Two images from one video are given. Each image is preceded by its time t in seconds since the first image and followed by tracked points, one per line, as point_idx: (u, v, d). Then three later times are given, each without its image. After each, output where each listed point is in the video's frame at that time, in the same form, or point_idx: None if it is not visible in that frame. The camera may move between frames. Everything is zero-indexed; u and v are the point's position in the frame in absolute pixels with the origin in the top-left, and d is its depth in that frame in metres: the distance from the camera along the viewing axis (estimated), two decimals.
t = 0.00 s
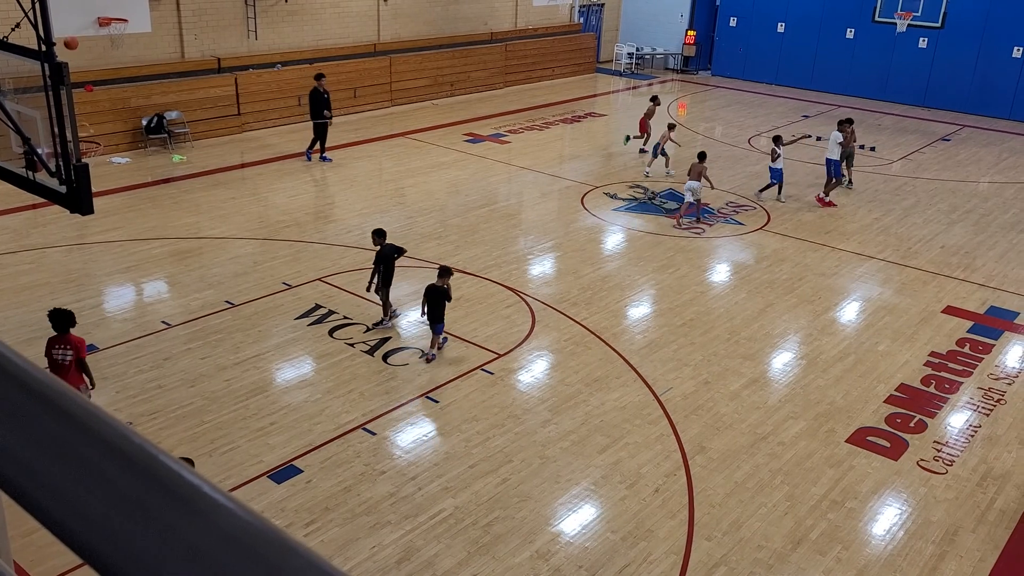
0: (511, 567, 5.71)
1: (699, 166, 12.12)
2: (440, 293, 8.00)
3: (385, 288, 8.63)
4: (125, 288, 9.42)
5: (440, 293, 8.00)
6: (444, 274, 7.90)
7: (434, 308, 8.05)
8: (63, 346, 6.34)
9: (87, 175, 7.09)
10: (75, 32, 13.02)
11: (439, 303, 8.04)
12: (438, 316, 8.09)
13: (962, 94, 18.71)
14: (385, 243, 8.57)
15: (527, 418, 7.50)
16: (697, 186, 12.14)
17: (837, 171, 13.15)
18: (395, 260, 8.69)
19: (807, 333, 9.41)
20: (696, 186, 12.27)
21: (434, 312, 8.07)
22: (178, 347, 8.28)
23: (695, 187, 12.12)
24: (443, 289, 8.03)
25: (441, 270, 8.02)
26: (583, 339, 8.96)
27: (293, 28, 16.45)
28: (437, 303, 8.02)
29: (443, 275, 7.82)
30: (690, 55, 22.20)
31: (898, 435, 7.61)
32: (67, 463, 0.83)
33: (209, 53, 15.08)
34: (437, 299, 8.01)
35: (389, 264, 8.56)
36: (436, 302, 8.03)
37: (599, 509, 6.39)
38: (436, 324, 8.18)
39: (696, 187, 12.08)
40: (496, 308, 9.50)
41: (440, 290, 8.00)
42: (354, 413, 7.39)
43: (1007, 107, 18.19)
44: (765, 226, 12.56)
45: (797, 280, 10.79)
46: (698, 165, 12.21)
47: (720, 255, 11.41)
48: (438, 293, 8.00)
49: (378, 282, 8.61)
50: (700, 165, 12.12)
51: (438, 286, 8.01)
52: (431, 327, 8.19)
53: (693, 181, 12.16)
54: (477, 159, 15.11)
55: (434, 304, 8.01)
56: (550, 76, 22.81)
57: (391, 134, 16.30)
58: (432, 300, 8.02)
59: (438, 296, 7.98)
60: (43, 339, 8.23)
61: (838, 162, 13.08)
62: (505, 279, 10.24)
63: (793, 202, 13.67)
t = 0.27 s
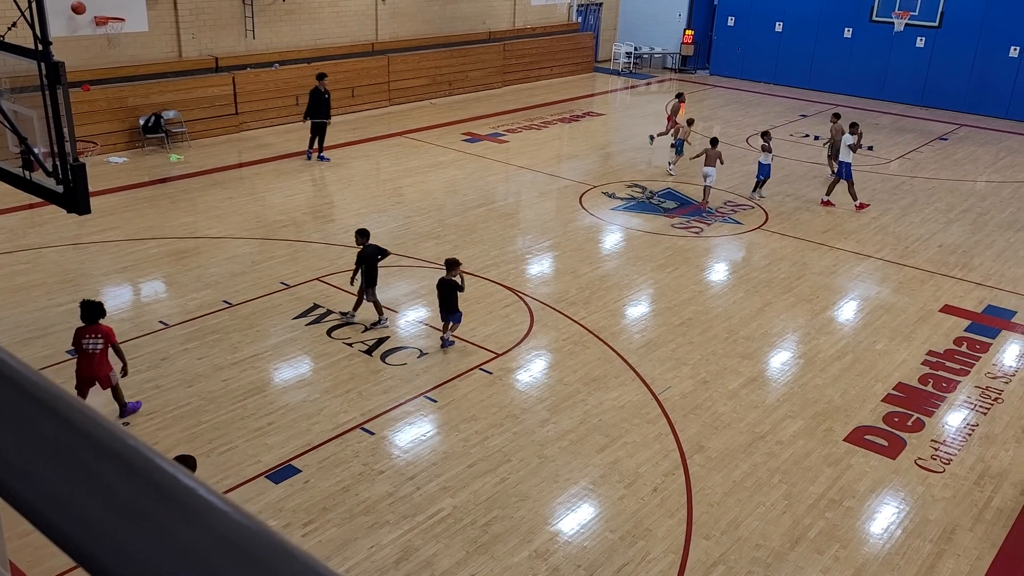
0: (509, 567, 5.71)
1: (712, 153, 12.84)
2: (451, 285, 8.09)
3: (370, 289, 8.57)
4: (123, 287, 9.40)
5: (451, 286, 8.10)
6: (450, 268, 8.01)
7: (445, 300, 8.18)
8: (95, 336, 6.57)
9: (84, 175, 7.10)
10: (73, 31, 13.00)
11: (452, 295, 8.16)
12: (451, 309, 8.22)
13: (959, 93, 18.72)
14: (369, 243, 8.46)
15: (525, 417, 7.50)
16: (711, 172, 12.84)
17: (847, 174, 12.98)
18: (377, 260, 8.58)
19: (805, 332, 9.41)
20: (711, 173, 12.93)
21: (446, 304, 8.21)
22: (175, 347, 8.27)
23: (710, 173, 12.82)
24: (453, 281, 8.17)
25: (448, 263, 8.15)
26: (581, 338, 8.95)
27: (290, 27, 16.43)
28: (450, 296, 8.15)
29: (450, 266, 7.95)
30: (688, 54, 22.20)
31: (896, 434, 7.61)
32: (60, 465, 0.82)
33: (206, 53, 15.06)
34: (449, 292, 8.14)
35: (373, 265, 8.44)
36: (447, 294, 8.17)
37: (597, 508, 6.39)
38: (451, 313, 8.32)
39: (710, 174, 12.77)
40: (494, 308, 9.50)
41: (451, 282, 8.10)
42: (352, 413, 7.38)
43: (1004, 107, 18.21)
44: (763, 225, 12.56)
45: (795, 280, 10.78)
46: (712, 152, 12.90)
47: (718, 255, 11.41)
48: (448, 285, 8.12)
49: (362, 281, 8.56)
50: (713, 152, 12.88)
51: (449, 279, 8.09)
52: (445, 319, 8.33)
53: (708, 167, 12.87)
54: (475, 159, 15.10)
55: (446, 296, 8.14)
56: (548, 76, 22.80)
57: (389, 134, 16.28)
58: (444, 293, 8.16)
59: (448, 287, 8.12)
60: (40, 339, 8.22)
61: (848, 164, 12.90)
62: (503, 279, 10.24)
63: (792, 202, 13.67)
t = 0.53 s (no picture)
0: (508, 566, 5.71)
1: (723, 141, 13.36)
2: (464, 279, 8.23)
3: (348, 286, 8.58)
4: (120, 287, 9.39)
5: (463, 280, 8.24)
6: (463, 262, 8.17)
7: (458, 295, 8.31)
8: (123, 320, 6.81)
9: (81, 175, 7.10)
10: (70, 30, 12.97)
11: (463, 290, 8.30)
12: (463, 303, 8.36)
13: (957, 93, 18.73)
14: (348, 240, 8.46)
15: (524, 416, 7.50)
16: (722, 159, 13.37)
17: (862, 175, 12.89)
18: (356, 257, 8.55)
19: (803, 331, 9.41)
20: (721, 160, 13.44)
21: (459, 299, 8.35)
22: (173, 347, 8.26)
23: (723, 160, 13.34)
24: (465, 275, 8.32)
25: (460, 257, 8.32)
26: (579, 337, 8.95)
27: (288, 26, 16.40)
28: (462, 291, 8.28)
29: (461, 258, 8.11)
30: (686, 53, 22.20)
31: (894, 432, 7.62)
32: (60, 463, 0.83)
33: (204, 52, 15.04)
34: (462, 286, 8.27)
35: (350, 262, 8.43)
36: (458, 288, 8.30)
37: (596, 507, 6.39)
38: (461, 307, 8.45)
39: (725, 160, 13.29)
40: (492, 307, 9.49)
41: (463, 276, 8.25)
42: (350, 412, 7.38)
43: (1002, 106, 18.22)
44: (761, 224, 12.56)
45: (792, 279, 10.79)
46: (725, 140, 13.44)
47: (716, 254, 11.41)
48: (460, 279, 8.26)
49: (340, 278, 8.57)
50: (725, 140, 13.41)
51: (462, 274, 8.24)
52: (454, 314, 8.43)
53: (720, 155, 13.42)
54: (473, 158, 15.09)
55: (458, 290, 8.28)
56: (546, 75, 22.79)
57: (387, 133, 16.27)
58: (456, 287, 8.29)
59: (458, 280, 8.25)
60: (38, 338, 8.21)
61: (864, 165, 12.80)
62: (501, 278, 10.23)
63: (789, 200, 13.67)
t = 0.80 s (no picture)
0: (507, 564, 5.72)
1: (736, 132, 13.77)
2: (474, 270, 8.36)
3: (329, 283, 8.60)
4: (119, 287, 9.39)
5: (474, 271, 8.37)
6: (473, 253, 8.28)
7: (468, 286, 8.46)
8: (144, 308, 7.08)
9: (79, 174, 7.10)
10: (67, 30, 12.96)
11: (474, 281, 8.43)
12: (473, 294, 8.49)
13: (955, 91, 18.74)
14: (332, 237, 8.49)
15: (522, 415, 7.50)
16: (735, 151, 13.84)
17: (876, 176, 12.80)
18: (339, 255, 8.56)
19: (801, 330, 9.42)
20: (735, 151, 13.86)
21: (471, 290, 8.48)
22: (172, 347, 8.26)
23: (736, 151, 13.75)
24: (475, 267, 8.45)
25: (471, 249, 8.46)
26: (578, 336, 8.95)
27: (285, 26, 16.40)
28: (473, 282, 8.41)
29: (472, 250, 8.24)
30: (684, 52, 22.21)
31: (892, 431, 7.63)
32: (58, 461, 0.83)
33: (201, 51, 15.04)
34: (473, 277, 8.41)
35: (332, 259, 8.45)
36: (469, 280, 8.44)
37: (594, 506, 6.39)
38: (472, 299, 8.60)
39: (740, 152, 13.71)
40: (491, 306, 9.49)
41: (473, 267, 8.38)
42: (349, 412, 7.38)
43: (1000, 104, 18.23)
44: (759, 223, 12.57)
45: (791, 278, 10.80)
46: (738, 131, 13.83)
47: (714, 253, 11.42)
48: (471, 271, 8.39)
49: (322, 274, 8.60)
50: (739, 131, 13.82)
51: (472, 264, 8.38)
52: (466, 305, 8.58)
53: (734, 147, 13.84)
54: (472, 157, 15.09)
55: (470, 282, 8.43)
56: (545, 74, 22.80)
57: (385, 132, 16.27)
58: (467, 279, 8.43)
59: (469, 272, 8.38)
60: (36, 338, 8.21)
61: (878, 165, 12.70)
62: (500, 278, 10.24)
63: (788, 199, 13.69)
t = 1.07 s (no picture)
0: (505, 564, 5.71)
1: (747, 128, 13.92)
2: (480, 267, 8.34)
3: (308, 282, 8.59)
4: (116, 286, 9.38)
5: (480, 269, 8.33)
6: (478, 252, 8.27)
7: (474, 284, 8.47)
8: (162, 293, 7.29)
9: (75, 174, 7.08)
10: (64, 29, 12.95)
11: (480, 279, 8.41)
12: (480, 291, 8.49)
13: (952, 91, 18.77)
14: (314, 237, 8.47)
15: (520, 414, 7.51)
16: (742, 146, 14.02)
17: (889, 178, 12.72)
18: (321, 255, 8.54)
19: (799, 328, 9.43)
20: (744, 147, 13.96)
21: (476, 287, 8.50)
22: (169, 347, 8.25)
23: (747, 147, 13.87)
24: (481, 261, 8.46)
25: (476, 245, 8.50)
26: (576, 335, 8.96)
27: (283, 25, 16.40)
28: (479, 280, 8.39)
29: (478, 249, 8.23)
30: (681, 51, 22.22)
31: (889, 429, 7.64)
32: (50, 462, 0.83)
33: (199, 50, 15.03)
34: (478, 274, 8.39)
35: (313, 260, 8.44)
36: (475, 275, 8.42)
37: (592, 505, 6.39)
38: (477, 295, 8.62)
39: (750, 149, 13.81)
40: (489, 306, 9.50)
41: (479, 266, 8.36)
42: (347, 411, 7.38)
43: (996, 103, 18.25)
44: (757, 222, 12.58)
45: (788, 276, 10.81)
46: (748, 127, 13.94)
47: (712, 252, 11.43)
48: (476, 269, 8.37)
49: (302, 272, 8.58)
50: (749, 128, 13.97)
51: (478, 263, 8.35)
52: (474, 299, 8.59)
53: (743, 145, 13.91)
54: (469, 156, 15.09)
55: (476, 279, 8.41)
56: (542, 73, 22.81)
57: (383, 131, 16.27)
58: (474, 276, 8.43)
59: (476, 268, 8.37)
60: (33, 338, 8.19)
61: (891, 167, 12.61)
62: (498, 277, 10.24)
63: (785, 198, 13.70)
